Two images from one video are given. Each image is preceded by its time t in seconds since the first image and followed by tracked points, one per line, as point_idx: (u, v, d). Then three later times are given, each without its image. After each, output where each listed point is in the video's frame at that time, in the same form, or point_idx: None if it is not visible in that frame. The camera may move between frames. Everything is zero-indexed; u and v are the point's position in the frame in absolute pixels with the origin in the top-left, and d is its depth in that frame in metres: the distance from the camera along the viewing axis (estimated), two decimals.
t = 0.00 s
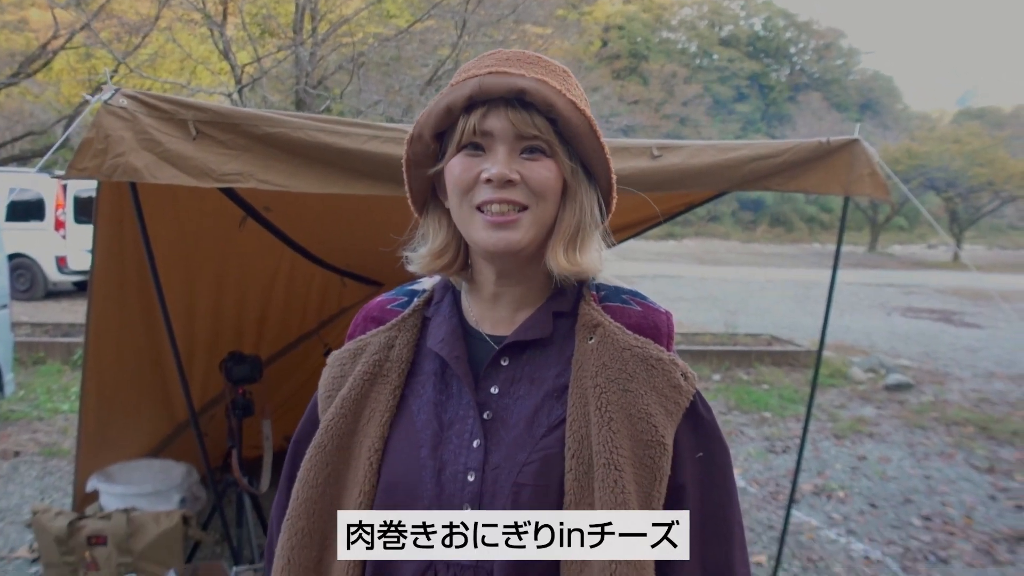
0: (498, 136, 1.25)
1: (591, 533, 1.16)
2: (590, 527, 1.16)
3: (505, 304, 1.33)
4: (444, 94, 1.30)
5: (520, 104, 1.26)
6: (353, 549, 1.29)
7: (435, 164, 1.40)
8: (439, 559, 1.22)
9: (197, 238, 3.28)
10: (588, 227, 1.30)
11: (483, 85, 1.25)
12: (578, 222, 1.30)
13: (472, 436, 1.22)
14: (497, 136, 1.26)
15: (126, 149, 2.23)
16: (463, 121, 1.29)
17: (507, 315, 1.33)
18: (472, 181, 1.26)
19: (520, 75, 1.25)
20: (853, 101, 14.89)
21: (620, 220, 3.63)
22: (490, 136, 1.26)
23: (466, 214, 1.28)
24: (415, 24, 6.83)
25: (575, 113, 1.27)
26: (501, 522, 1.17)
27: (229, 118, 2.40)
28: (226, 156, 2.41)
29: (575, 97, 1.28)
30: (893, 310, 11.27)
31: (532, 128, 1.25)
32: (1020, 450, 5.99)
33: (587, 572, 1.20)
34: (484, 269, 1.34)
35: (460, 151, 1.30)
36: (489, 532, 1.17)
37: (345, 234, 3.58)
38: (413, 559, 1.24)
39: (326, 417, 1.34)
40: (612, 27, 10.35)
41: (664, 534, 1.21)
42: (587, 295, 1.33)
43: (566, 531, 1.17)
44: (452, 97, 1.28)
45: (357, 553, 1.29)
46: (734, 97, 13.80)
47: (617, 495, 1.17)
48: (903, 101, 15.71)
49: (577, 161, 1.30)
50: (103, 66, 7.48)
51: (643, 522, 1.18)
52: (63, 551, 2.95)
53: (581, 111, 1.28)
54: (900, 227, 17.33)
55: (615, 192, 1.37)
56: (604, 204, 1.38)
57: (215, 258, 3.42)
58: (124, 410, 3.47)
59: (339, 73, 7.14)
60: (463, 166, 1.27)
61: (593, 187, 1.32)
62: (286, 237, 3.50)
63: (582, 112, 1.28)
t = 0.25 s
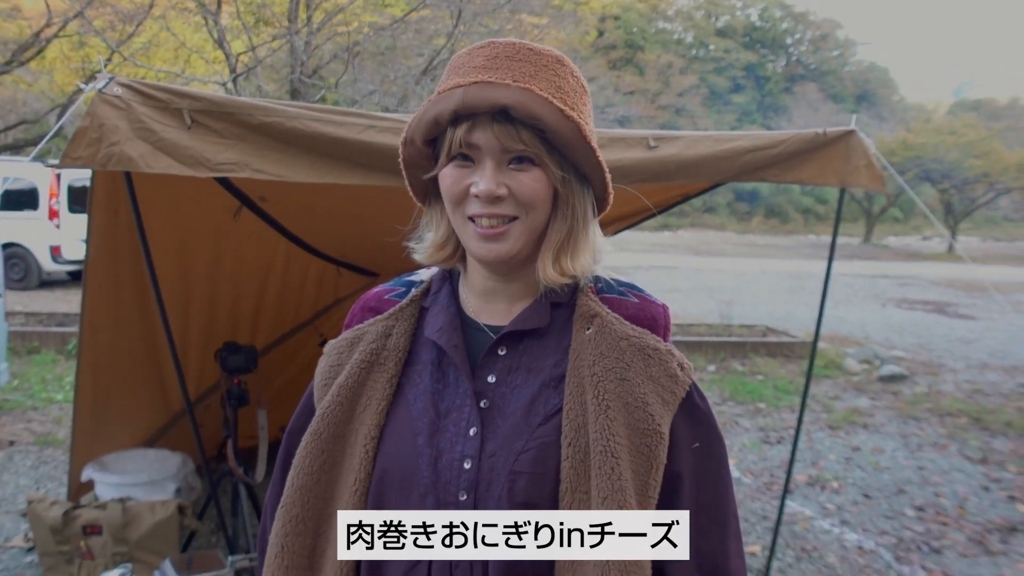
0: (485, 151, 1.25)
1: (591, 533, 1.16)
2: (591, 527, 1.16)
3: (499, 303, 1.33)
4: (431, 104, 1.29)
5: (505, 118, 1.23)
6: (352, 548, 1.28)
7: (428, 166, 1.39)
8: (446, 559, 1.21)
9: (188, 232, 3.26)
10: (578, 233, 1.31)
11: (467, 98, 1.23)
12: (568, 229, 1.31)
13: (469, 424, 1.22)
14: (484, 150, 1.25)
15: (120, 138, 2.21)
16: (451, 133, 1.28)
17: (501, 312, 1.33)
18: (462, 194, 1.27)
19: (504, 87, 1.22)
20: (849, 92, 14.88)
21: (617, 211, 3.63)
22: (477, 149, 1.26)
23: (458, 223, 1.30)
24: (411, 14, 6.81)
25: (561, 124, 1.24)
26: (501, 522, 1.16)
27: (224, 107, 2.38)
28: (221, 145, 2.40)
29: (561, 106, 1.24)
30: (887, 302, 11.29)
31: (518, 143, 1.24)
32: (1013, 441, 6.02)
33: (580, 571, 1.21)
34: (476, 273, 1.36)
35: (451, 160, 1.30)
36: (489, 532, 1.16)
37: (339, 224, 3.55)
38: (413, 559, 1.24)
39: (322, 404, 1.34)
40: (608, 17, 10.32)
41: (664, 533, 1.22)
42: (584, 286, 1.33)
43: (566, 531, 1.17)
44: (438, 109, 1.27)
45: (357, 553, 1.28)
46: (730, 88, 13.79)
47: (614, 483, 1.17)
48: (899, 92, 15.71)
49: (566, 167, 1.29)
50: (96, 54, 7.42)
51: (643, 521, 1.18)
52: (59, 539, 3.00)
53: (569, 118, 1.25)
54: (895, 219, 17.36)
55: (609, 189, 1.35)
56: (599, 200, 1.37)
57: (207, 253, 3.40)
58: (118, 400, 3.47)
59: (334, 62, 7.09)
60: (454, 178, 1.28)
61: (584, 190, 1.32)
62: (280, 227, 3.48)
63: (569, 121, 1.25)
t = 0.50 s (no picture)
0: (487, 137, 1.25)
1: (591, 532, 1.16)
2: (590, 526, 1.15)
3: (503, 293, 1.33)
4: (433, 92, 1.29)
5: (507, 103, 1.24)
6: (352, 547, 1.29)
7: (429, 158, 1.39)
8: (446, 558, 1.22)
9: (186, 223, 3.25)
10: (581, 219, 1.31)
11: (469, 84, 1.24)
12: (572, 215, 1.30)
13: (466, 415, 1.23)
14: (487, 136, 1.25)
15: (116, 129, 2.20)
16: (453, 120, 1.28)
17: (504, 302, 1.33)
18: (465, 182, 1.26)
19: (505, 72, 1.22)
20: (845, 85, 14.89)
21: (614, 203, 3.63)
22: (479, 135, 1.25)
23: (460, 213, 1.29)
24: (407, 5, 6.79)
25: (563, 108, 1.24)
26: (502, 522, 1.17)
27: (220, 99, 2.38)
28: (218, 136, 2.40)
29: (562, 90, 1.25)
30: (882, 295, 11.31)
31: (521, 127, 1.24)
32: (1007, 433, 6.04)
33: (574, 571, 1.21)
34: (478, 264, 1.36)
35: (453, 149, 1.29)
36: (490, 533, 1.17)
37: (337, 215, 3.56)
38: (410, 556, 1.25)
39: (321, 393, 1.35)
40: (605, 8, 10.29)
41: (664, 533, 1.23)
42: (584, 280, 1.33)
43: (565, 530, 1.17)
44: (440, 97, 1.27)
45: (358, 551, 1.28)
46: (727, 81, 13.78)
47: (609, 475, 1.17)
48: (896, 85, 15.70)
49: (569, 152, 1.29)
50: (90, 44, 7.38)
51: (642, 522, 1.17)
52: (55, 531, 3.00)
53: (571, 103, 1.25)
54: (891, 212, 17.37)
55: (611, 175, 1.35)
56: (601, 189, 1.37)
57: (204, 243, 3.39)
58: (115, 391, 3.46)
59: (330, 53, 7.07)
60: (456, 167, 1.27)
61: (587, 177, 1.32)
62: (277, 219, 3.48)
63: (571, 105, 1.25)
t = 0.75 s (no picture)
0: (488, 132, 1.25)
1: (591, 532, 1.16)
2: (590, 525, 1.15)
3: (503, 289, 1.34)
4: (433, 88, 1.29)
5: (507, 97, 1.24)
6: (352, 548, 1.29)
7: (429, 154, 1.40)
8: (444, 558, 1.22)
9: (184, 217, 3.25)
10: (582, 214, 1.31)
11: (469, 79, 1.24)
12: (572, 209, 1.30)
13: (463, 410, 1.23)
14: (487, 131, 1.25)
15: (113, 124, 2.20)
16: (454, 115, 1.28)
17: (504, 298, 1.33)
18: (466, 176, 1.26)
19: (505, 67, 1.23)
20: (844, 79, 14.90)
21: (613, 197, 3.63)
22: (480, 130, 1.26)
23: (460, 208, 1.29)
24: None
25: (563, 103, 1.25)
26: (501, 521, 1.17)
27: (218, 94, 2.37)
28: (216, 131, 2.39)
29: (562, 85, 1.25)
30: (880, 289, 11.33)
31: (521, 122, 1.24)
32: (1004, 427, 6.06)
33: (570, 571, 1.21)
34: (480, 260, 1.36)
35: (453, 144, 1.30)
36: (490, 532, 1.17)
37: (336, 211, 3.56)
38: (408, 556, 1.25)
39: (319, 387, 1.35)
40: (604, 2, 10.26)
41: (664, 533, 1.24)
42: (583, 277, 1.33)
43: (565, 530, 1.17)
44: (440, 92, 1.28)
45: (358, 553, 1.28)
46: (726, 74, 13.78)
47: (606, 471, 1.17)
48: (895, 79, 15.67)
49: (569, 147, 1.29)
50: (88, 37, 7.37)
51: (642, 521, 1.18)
52: (54, 525, 3.00)
53: (570, 99, 1.26)
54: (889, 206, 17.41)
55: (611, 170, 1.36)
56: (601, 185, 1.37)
57: (203, 237, 3.39)
58: (113, 386, 3.46)
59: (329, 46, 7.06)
60: (457, 162, 1.27)
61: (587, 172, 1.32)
62: (275, 214, 3.47)
63: (571, 100, 1.26)
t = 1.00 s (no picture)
0: (486, 131, 1.25)
1: (594, 528, 1.16)
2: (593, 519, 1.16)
3: (504, 287, 1.34)
4: (432, 88, 1.29)
5: (505, 97, 1.24)
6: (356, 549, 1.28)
7: (430, 154, 1.40)
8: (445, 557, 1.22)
9: (183, 215, 3.25)
10: (581, 212, 1.31)
11: (467, 79, 1.24)
12: (571, 207, 1.30)
13: (465, 407, 1.23)
14: (485, 131, 1.25)
15: (112, 122, 2.21)
16: (453, 115, 1.29)
17: (505, 296, 1.33)
18: (465, 176, 1.26)
19: (503, 67, 1.23)
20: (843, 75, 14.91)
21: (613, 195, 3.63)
22: (478, 130, 1.26)
23: (460, 207, 1.29)
24: None
25: (561, 101, 1.25)
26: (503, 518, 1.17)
27: (216, 92, 2.37)
28: (214, 129, 2.39)
29: (560, 83, 1.25)
30: (880, 286, 11.34)
31: (519, 121, 1.24)
32: (1003, 423, 6.07)
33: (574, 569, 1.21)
34: (481, 258, 1.36)
35: (453, 144, 1.30)
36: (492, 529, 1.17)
37: (334, 209, 3.56)
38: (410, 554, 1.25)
39: (321, 384, 1.35)
40: None
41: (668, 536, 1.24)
42: (584, 275, 1.33)
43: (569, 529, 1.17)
44: (439, 92, 1.28)
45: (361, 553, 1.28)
46: (725, 71, 13.78)
47: (609, 469, 1.17)
48: (894, 76, 15.67)
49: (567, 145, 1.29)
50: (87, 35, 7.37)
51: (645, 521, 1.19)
52: (54, 522, 3.00)
53: (569, 98, 1.25)
54: (888, 203, 17.44)
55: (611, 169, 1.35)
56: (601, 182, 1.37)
57: (202, 236, 3.40)
58: (112, 383, 3.46)
59: (328, 44, 7.06)
60: (456, 161, 1.27)
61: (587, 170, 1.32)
62: (274, 212, 3.47)
63: (569, 98, 1.25)
